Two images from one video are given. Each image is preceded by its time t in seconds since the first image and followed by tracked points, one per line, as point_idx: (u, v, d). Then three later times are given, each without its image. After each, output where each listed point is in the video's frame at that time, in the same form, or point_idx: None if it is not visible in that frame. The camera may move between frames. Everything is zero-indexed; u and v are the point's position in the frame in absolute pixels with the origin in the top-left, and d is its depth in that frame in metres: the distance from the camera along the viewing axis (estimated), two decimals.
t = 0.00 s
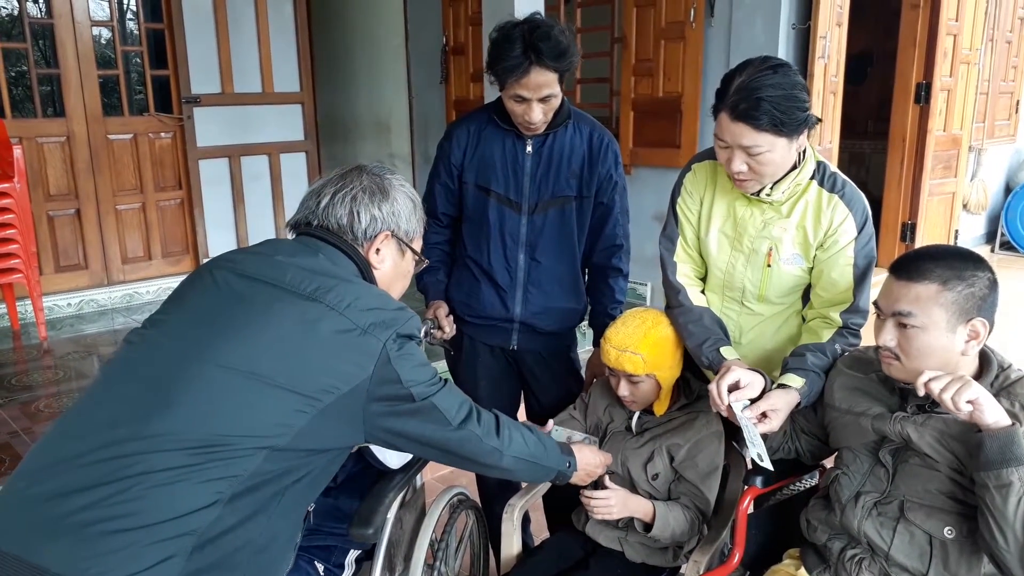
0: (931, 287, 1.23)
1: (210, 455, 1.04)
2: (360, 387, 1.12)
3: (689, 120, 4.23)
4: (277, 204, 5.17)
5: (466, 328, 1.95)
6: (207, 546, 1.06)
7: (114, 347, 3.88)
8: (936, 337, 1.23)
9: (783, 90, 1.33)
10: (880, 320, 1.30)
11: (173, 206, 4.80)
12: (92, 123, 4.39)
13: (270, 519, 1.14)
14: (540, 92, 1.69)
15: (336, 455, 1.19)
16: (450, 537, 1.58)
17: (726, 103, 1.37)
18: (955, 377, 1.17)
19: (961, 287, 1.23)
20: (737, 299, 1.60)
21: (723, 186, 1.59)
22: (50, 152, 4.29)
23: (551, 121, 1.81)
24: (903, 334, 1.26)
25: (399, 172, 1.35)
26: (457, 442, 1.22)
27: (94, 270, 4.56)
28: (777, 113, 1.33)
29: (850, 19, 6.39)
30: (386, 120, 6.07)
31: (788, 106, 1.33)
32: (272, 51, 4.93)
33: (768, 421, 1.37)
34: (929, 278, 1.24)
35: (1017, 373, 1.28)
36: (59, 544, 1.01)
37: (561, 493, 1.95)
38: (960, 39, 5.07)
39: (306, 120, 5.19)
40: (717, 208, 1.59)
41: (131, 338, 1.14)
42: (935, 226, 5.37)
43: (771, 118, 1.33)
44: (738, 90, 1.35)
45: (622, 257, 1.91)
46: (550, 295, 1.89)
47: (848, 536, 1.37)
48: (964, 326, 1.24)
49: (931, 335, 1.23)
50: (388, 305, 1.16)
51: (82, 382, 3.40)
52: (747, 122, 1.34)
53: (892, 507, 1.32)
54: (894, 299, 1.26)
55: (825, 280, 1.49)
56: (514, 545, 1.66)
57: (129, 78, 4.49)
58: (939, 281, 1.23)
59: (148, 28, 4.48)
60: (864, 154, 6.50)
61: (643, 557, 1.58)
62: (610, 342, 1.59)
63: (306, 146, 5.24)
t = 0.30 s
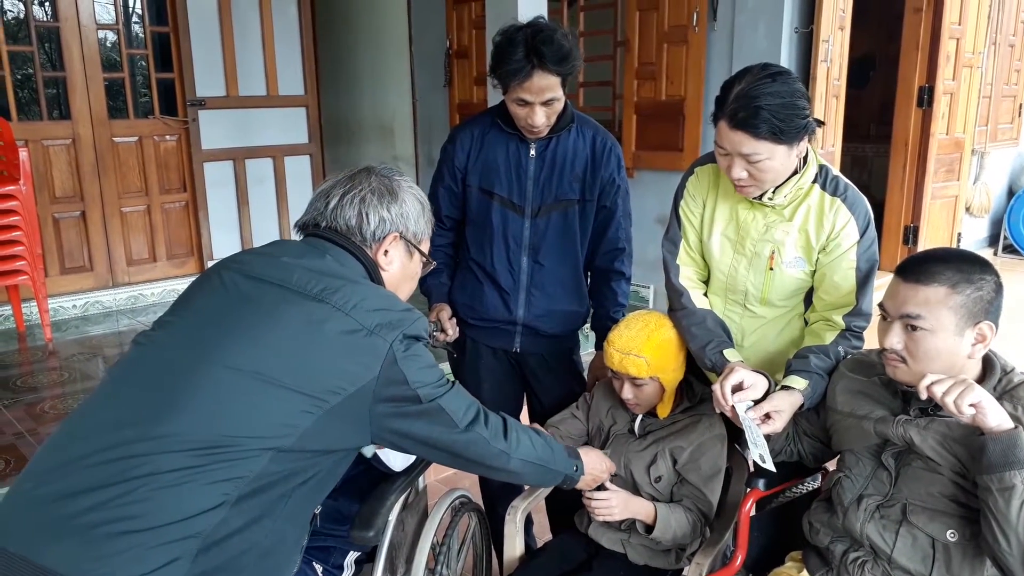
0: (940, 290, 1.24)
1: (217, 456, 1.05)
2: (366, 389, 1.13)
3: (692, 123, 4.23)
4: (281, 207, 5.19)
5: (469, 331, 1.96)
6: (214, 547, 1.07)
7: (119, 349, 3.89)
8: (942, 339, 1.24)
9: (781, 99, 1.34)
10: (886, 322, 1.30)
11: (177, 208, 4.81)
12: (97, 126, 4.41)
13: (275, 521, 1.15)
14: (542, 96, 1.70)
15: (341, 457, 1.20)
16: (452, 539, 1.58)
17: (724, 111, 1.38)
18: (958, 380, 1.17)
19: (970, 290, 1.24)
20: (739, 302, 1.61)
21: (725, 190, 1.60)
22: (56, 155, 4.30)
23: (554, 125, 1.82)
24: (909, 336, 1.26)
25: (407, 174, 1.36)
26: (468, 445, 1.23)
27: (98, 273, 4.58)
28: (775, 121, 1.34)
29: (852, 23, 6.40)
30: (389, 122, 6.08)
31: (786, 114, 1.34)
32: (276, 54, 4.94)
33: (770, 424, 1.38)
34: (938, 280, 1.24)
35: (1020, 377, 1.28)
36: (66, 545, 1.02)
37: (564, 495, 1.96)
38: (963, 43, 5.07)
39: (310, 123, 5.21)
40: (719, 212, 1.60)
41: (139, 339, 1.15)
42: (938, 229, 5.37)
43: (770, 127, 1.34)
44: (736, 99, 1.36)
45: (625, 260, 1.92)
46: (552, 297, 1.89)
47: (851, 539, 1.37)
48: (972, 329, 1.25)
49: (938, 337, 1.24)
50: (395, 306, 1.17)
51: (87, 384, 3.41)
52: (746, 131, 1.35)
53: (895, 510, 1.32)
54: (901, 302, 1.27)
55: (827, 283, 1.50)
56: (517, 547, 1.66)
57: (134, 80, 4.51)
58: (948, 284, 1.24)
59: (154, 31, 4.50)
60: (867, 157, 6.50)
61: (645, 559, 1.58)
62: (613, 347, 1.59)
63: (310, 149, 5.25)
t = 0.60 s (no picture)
0: (950, 284, 1.23)
1: (224, 453, 1.05)
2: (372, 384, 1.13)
3: (696, 119, 4.22)
4: (285, 206, 5.19)
5: (473, 328, 1.96)
6: (221, 544, 1.07)
7: (125, 346, 3.90)
8: (951, 333, 1.24)
9: (784, 95, 1.33)
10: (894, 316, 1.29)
11: (182, 206, 4.83)
12: (102, 124, 4.42)
13: (282, 518, 1.15)
14: (545, 92, 1.70)
15: (347, 454, 1.20)
16: (454, 538, 1.58)
17: (728, 109, 1.37)
18: (963, 375, 1.17)
19: (980, 284, 1.24)
20: (743, 297, 1.60)
21: (728, 186, 1.60)
22: (61, 153, 4.32)
23: (556, 121, 1.81)
24: (918, 329, 1.25)
25: (417, 164, 1.36)
26: (480, 442, 1.24)
27: (104, 270, 4.59)
28: (779, 118, 1.33)
29: (858, 18, 6.37)
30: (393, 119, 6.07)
31: (790, 111, 1.33)
32: (280, 51, 4.95)
33: (775, 419, 1.38)
34: (948, 274, 1.24)
35: None
36: (73, 543, 1.02)
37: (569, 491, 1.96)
38: (969, 37, 5.04)
39: (314, 120, 5.21)
40: (722, 208, 1.60)
41: (145, 332, 1.15)
42: (944, 224, 5.34)
43: (773, 124, 1.33)
44: (739, 96, 1.36)
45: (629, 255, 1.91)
46: (556, 293, 1.89)
47: (856, 534, 1.37)
48: (980, 323, 1.24)
49: (946, 331, 1.23)
50: (404, 299, 1.17)
51: (93, 381, 3.42)
52: (749, 128, 1.34)
53: (900, 506, 1.32)
54: (910, 295, 1.26)
55: (831, 278, 1.49)
56: (521, 543, 1.66)
57: (139, 78, 4.52)
58: (958, 278, 1.23)
59: (158, 28, 4.51)
60: (872, 153, 6.48)
61: (650, 555, 1.58)
62: (616, 345, 1.59)
63: (314, 146, 5.25)
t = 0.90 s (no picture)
0: (954, 282, 1.23)
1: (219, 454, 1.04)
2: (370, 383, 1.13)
3: (697, 119, 4.22)
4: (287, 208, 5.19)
5: (473, 329, 1.96)
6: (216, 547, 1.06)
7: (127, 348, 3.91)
8: (954, 332, 1.23)
9: (781, 96, 1.33)
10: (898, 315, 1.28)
11: (184, 208, 4.84)
12: (104, 126, 4.42)
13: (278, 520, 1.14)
14: (543, 93, 1.70)
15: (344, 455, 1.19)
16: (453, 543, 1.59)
17: (726, 110, 1.37)
18: (964, 375, 1.16)
19: (984, 282, 1.23)
20: (742, 297, 1.60)
21: (727, 187, 1.59)
22: (63, 155, 4.33)
23: (555, 121, 1.81)
24: (921, 328, 1.25)
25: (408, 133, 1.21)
26: (388, 485, 1.02)
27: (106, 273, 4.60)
28: (777, 119, 1.33)
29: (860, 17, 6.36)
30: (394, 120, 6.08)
31: (788, 111, 1.33)
32: (281, 54, 4.96)
33: (773, 421, 1.38)
34: (952, 272, 1.24)
35: None
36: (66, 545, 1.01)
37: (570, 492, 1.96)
38: (971, 36, 5.03)
39: (316, 122, 5.22)
40: (721, 209, 1.60)
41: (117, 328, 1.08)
42: (947, 223, 5.33)
43: (771, 124, 1.33)
44: (736, 97, 1.35)
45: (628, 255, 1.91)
46: (556, 293, 1.89)
47: (857, 534, 1.36)
48: (984, 321, 1.24)
49: (950, 330, 1.23)
50: (366, 272, 1.02)
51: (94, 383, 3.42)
52: (748, 130, 1.34)
53: (902, 506, 1.32)
54: (913, 294, 1.25)
55: (830, 278, 1.49)
56: (523, 544, 1.67)
57: (141, 81, 4.53)
58: (962, 276, 1.23)
59: (160, 31, 4.53)
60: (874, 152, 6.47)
61: (651, 555, 1.58)
62: (614, 349, 1.58)
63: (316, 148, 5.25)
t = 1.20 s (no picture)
0: (949, 280, 1.23)
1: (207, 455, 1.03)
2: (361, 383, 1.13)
3: (694, 118, 4.22)
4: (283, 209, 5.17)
5: (468, 329, 1.96)
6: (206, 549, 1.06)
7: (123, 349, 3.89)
8: (950, 329, 1.23)
9: (774, 95, 1.33)
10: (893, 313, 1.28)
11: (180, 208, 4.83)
12: (99, 127, 4.41)
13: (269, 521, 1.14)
14: (530, 90, 1.69)
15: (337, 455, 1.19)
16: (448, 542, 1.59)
17: (718, 110, 1.37)
18: (959, 373, 1.16)
19: (979, 280, 1.23)
20: (736, 297, 1.60)
21: (720, 187, 1.59)
22: (58, 156, 4.31)
23: (548, 120, 1.81)
24: (917, 326, 1.24)
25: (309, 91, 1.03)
26: (260, 463, 0.93)
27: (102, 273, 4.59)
28: (770, 118, 1.32)
29: (856, 16, 6.36)
30: (391, 121, 6.07)
31: (783, 111, 1.33)
32: (277, 54, 4.95)
33: (766, 424, 1.37)
34: (947, 270, 1.24)
35: None
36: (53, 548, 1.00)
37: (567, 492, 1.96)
38: (967, 35, 5.03)
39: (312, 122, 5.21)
40: (715, 208, 1.59)
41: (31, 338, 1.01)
42: (943, 222, 5.33)
43: (764, 124, 1.33)
44: (729, 96, 1.35)
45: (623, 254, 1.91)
46: (551, 294, 1.89)
47: (853, 533, 1.36)
48: (980, 319, 1.24)
49: (946, 327, 1.23)
50: (229, 237, 0.92)
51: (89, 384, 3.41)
52: (742, 129, 1.34)
53: (897, 505, 1.31)
54: (908, 292, 1.25)
55: (824, 278, 1.49)
56: (519, 544, 1.65)
57: (137, 81, 4.51)
58: (957, 273, 1.23)
59: (155, 31, 4.52)
60: (871, 151, 6.47)
61: (648, 556, 1.58)
62: (608, 350, 1.59)
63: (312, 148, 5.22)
